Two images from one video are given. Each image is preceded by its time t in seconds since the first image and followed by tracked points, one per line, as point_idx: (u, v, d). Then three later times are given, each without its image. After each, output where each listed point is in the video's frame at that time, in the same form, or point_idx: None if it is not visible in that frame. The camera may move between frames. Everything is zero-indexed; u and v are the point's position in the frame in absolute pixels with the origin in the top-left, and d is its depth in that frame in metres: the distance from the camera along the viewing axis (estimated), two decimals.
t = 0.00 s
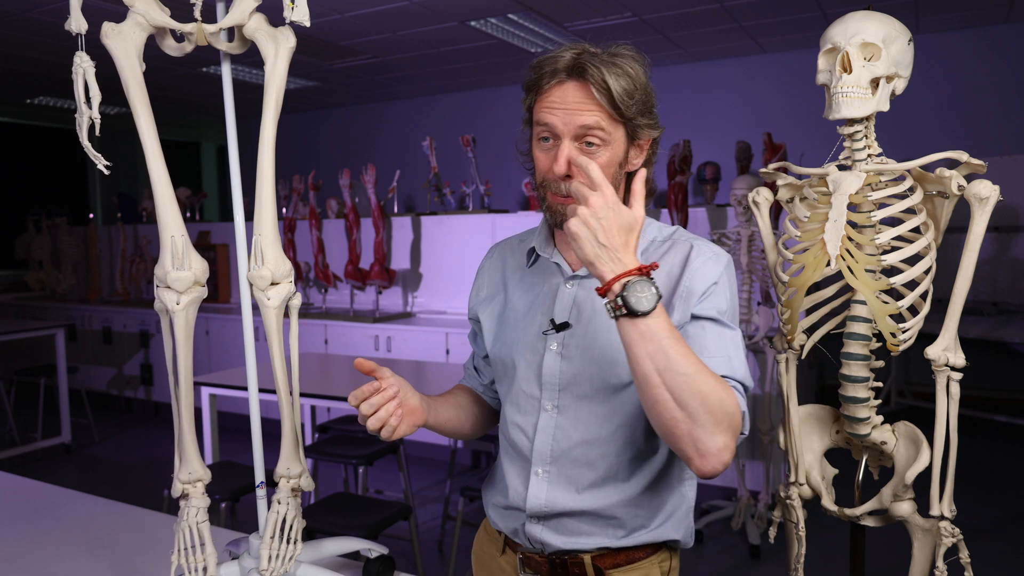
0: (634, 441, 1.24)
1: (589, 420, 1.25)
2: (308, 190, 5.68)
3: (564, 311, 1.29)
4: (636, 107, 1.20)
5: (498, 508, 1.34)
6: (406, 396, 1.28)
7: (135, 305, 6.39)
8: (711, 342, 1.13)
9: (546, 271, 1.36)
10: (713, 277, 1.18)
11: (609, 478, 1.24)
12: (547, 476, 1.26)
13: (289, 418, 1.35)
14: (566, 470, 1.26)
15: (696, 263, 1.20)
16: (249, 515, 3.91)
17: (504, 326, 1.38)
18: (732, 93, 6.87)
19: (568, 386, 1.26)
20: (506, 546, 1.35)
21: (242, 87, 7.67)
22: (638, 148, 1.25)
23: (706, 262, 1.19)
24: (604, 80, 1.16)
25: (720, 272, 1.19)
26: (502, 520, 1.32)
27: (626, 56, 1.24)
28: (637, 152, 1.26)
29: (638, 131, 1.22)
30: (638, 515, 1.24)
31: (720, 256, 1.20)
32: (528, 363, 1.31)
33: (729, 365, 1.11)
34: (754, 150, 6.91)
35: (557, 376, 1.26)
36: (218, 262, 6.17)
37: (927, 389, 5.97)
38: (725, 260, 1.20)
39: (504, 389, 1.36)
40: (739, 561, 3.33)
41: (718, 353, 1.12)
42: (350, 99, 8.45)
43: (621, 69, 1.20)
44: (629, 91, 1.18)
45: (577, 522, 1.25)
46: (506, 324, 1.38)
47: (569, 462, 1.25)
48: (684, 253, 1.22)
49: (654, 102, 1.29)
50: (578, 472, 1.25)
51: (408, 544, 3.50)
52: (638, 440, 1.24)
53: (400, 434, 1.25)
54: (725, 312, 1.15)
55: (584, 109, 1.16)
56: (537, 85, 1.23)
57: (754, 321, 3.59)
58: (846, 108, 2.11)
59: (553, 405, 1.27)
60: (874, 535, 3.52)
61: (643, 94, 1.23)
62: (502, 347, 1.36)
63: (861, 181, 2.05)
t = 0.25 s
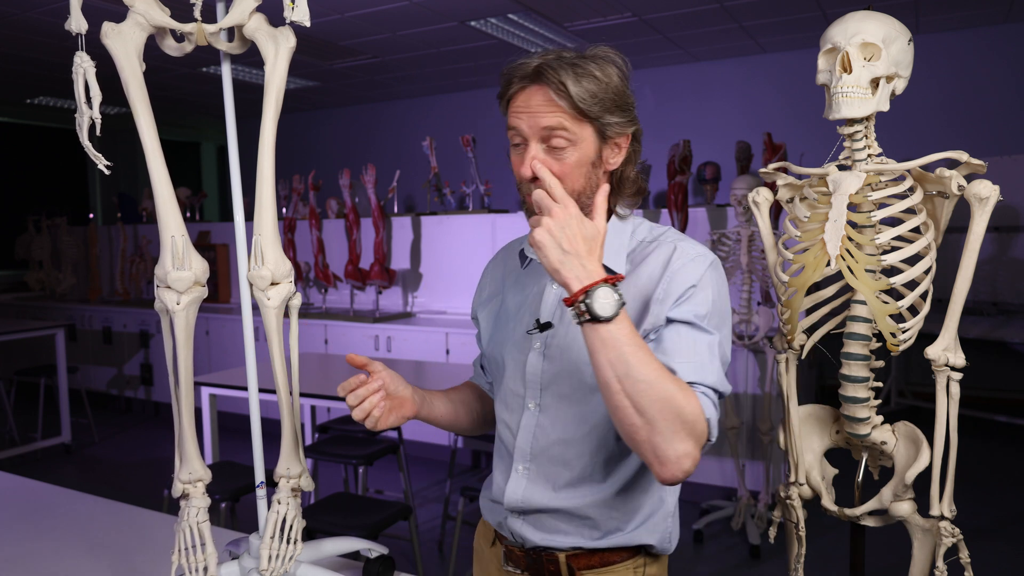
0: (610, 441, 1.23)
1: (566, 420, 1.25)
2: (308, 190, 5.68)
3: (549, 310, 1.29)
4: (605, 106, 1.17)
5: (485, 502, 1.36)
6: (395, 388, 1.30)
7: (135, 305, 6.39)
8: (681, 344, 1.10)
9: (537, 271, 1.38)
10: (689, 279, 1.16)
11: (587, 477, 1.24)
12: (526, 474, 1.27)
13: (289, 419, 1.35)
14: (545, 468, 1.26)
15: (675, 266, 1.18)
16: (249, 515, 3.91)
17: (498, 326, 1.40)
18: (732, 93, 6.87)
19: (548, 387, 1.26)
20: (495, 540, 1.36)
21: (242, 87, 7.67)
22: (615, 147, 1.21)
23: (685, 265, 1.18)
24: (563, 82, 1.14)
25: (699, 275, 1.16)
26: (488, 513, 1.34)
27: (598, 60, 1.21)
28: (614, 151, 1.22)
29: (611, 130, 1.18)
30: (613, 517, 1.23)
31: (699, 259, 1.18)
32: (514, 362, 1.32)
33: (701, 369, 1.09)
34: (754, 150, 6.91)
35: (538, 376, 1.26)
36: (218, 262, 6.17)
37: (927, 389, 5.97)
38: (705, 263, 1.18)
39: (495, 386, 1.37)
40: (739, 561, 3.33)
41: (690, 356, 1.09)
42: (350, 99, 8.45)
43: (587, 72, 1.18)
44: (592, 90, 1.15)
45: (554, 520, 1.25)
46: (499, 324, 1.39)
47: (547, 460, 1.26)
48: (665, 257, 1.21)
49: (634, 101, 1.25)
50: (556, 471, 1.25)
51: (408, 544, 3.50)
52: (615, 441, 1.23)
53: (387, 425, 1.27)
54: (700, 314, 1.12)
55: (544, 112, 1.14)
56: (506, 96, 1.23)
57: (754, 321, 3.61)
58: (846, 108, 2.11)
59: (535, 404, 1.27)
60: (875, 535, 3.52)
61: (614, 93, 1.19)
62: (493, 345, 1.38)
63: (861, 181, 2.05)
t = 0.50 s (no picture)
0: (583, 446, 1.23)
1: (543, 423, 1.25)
2: (308, 190, 5.68)
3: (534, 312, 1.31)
4: (558, 107, 1.16)
5: (474, 496, 1.39)
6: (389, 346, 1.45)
7: (135, 305, 6.39)
8: (648, 356, 1.07)
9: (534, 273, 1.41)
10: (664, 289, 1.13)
11: (562, 479, 1.25)
12: (507, 471, 1.29)
13: (289, 419, 1.35)
14: (525, 467, 1.27)
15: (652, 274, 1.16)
16: (249, 515, 3.92)
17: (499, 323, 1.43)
18: (732, 93, 6.87)
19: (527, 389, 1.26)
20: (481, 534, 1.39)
21: (242, 87, 7.67)
22: (582, 146, 1.19)
23: (663, 273, 1.15)
24: (507, 89, 1.16)
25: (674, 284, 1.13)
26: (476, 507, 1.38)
27: (558, 64, 1.22)
28: (582, 151, 1.20)
29: (569, 129, 1.16)
30: (585, 522, 1.23)
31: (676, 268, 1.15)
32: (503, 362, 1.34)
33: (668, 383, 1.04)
34: (754, 150, 6.91)
35: (519, 376, 1.27)
36: (217, 262, 6.17)
37: (927, 389, 5.97)
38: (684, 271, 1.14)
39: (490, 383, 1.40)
40: (739, 560, 3.33)
41: (659, 372, 1.05)
42: (349, 99, 8.46)
43: (539, 75, 1.19)
44: (540, 93, 1.16)
45: (528, 520, 1.27)
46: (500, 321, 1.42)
47: (524, 460, 1.27)
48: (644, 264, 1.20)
49: (603, 98, 1.23)
50: (534, 471, 1.26)
51: (408, 544, 3.50)
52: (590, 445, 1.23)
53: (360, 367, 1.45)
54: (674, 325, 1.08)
55: (496, 119, 1.16)
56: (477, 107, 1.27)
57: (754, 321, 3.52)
58: (846, 108, 2.12)
59: (518, 404, 1.28)
60: (875, 535, 3.52)
61: (571, 93, 1.18)
62: (486, 344, 1.41)
63: (861, 181, 2.05)
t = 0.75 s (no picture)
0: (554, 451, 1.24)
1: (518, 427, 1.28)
2: (308, 190, 5.68)
3: (522, 314, 1.35)
4: (536, 110, 1.19)
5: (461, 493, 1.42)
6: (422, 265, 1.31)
7: (135, 305, 6.39)
8: (613, 372, 1.07)
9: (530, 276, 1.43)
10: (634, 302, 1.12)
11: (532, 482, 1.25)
12: (486, 469, 1.31)
13: (289, 419, 1.35)
14: (502, 467, 1.29)
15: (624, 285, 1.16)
16: (249, 515, 3.92)
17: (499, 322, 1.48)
18: (732, 93, 6.87)
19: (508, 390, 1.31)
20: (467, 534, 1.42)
21: (242, 87, 7.67)
22: (563, 147, 1.22)
23: (637, 285, 1.14)
24: (487, 94, 1.21)
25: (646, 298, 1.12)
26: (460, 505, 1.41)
27: (540, 65, 1.24)
28: (565, 152, 1.23)
29: (548, 130, 1.20)
30: (554, 529, 1.24)
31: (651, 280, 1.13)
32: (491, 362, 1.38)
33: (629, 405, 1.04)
34: (754, 150, 6.91)
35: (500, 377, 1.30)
36: (217, 262, 6.17)
37: (926, 389, 5.97)
38: (659, 285, 1.12)
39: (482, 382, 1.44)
40: (739, 560, 3.33)
41: (624, 390, 1.05)
42: (349, 99, 8.46)
43: (519, 78, 1.22)
44: (519, 97, 1.19)
45: (501, 522, 1.29)
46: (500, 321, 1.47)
47: (501, 462, 1.29)
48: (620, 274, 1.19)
49: (588, 98, 1.24)
50: (511, 472, 1.27)
51: (408, 544, 3.51)
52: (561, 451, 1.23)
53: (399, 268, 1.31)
54: (642, 341, 1.07)
55: (481, 124, 1.22)
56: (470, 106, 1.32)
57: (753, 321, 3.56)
58: (846, 108, 2.12)
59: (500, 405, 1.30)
60: (875, 535, 3.52)
61: (551, 94, 1.20)
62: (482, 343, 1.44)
63: (861, 181, 2.05)
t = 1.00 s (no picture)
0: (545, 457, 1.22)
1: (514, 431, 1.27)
2: (308, 190, 5.68)
3: (521, 316, 1.35)
4: (537, 108, 1.20)
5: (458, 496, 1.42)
6: (396, 277, 1.38)
7: (135, 305, 6.39)
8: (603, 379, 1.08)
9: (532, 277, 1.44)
10: (625, 308, 1.12)
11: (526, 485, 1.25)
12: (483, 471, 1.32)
13: (289, 418, 1.35)
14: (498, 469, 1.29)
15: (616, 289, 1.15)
16: (248, 515, 3.92)
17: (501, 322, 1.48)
18: (732, 93, 6.87)
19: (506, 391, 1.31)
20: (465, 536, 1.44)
21: (242, 87, 7.67)
22: (563, 148, 1.23)
23: (628, 290, 1.14)
24: (490, 92, 1.23)
25: (638, 304, 1.11)
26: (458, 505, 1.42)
27: (543, 66, 1.25)
28: (567, 151, 1.23)
29: (548, 130, 1.21)
30: (546, 535, 1.23)
31: (644, 285, 1.13)
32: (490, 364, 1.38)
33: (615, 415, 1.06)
34: (754, 150, 6.91)
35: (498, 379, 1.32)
36: (218, 262, 6.17)
37: (926, 389, 5.98)
38: (653, 289, 1.12)
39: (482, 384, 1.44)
40: (739, 560, 3.33)
41: (613, 397, 1.06)
42: (350, 99, 8.46)
43: (523, 76, 1.23)
44: (520, 95, 1.21)
45: (495, 526, 1.30)
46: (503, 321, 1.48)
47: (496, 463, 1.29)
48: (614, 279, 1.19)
49: (591, 98, 1.25)
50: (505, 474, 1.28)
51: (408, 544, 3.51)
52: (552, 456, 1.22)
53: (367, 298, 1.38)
54: (633, 347, 1.08)
55: (483, 124, 1.24)
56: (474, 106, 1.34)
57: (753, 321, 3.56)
58: (846, 108, 2.12)
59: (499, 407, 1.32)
60: (875, 535, 3.52)
61: (553, 94, 1.21)
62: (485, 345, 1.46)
63: (861, 181, 2.05)
